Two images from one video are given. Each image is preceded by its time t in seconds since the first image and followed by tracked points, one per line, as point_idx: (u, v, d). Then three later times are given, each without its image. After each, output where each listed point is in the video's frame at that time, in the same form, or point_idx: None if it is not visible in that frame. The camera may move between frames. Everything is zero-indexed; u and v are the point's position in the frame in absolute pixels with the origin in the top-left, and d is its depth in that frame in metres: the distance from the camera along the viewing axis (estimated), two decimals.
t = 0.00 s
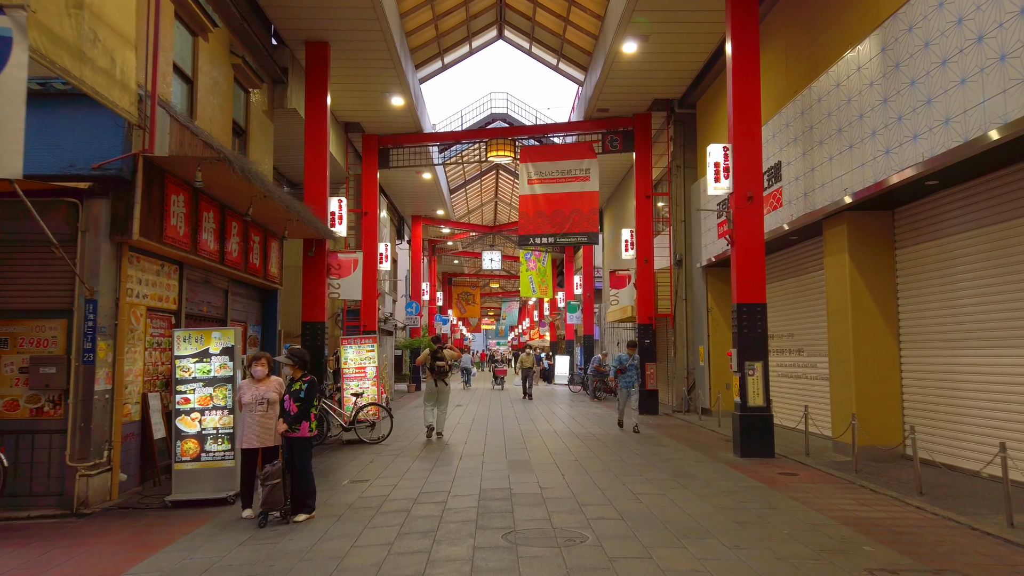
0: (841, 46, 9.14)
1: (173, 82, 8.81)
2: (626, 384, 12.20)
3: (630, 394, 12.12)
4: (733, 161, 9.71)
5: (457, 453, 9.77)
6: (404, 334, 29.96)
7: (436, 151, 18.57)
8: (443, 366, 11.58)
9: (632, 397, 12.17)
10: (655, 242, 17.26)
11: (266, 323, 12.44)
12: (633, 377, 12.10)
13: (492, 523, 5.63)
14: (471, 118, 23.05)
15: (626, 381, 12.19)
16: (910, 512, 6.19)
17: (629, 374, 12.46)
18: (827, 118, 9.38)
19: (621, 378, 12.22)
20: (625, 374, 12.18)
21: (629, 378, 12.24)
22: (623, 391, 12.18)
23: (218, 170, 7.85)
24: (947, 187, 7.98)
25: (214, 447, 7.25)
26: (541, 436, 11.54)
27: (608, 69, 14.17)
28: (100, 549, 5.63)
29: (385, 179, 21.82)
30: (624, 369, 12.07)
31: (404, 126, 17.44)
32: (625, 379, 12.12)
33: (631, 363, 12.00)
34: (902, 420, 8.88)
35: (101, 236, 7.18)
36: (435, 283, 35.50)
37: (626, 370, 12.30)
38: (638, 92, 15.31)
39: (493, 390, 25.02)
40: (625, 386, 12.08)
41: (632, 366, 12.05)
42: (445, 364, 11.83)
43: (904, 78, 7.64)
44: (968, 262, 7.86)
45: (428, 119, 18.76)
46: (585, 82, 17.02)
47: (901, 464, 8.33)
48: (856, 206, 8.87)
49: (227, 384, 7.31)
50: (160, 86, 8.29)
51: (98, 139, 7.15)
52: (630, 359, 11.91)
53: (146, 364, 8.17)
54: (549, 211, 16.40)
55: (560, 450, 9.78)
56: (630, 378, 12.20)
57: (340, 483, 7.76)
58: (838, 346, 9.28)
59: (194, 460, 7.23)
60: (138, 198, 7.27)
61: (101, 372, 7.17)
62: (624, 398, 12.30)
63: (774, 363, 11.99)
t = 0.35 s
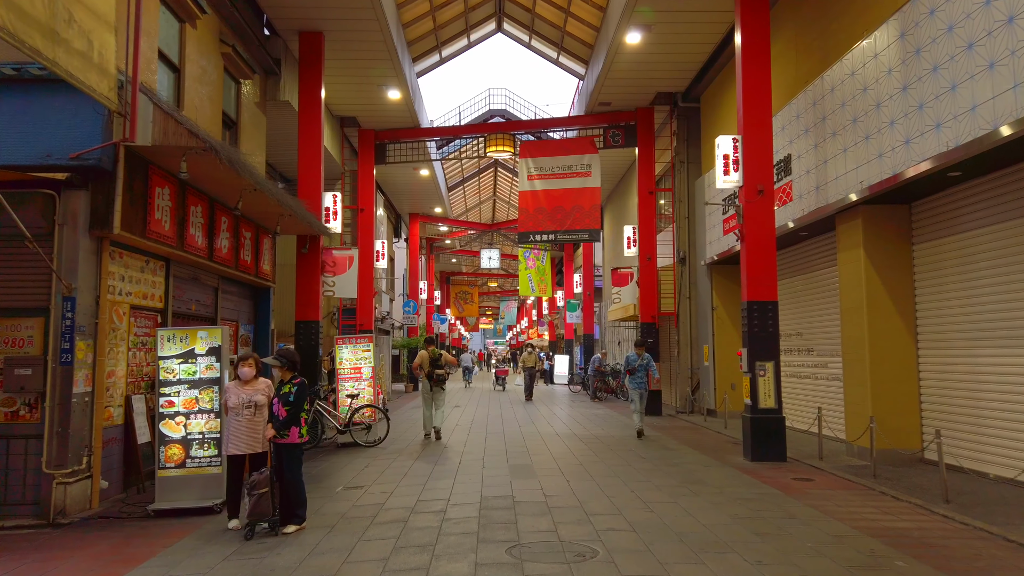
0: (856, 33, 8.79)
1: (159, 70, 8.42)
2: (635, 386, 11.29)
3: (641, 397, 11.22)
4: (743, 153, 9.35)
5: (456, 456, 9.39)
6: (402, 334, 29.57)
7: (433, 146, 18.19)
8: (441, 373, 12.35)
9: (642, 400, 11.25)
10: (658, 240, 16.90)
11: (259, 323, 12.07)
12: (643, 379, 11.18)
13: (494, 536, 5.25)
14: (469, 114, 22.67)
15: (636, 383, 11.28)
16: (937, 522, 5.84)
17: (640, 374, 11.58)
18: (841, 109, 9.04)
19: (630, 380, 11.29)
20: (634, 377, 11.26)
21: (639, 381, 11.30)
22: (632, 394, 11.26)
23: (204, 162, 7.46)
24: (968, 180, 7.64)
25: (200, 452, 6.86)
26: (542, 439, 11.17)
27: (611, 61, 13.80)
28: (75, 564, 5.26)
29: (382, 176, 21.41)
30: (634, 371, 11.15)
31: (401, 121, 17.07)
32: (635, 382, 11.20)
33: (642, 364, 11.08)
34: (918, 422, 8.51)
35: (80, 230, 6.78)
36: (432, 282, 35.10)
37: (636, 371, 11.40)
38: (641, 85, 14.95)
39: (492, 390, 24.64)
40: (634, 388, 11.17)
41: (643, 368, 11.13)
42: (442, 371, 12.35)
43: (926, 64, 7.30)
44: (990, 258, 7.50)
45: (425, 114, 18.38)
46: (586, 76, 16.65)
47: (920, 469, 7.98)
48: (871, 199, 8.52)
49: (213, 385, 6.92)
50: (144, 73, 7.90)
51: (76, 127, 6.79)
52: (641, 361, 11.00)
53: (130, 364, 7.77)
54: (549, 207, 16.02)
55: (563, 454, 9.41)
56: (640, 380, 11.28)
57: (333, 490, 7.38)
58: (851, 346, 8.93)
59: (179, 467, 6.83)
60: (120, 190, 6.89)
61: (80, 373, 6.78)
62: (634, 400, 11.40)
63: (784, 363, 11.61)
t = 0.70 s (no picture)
0: (875, 21, 8.44)
1: (146, 56, 8.03)
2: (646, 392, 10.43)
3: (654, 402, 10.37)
4: (757, 146, 8.99)
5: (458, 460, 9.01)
6: (400, 334, 29.17)
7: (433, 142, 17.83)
8: (436, 374, 12.10)
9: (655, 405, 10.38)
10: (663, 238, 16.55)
11: (253, 323, 11.70)
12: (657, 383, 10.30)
13: (501, 552, 4.87)
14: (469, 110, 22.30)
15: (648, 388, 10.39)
16: (973, 534, 5.49)
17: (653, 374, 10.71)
18: (859, 99, 8.68)
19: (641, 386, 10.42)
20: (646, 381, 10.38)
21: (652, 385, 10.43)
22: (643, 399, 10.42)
23: (192, 152, 7.07)
24: (995, 173, 7.30)
25: (189, 458, 6.49)
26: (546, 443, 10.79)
27: (616, 54, 13.45)
28: None
29: (380, 172, 21.03)
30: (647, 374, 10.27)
31: (400, 116, 16.69)
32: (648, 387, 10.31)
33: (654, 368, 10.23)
34: (940, 426, 8.16)
35: (61, 223, 6.41)
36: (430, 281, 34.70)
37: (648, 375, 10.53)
38: (647, 79, 14.60)
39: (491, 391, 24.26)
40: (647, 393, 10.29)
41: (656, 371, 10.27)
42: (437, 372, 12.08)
43: (953, 50, 6.94)
44: (1019, 254, 7.13)
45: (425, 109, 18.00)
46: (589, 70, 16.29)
47: (944, 476, 7.63)
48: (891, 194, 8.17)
49: (203, 388, 6.55)
50: (131, 60, 7.52)
51: (54, 114, 6.41)
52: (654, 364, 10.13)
53: (116, 365, 7.39)
54: (551, 204, 15.66)
55: (569, 458, 9.04)
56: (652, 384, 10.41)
57: (330, 498, 7.00)
58: (869, 347, 8.58)
59: (166, 474, 6.47)
60: (103, 181, 6.51)
61: (62, 375, 6.39)
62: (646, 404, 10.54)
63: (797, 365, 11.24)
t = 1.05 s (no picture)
0: (891, 6, 8.12)
1: (131, 41, 7.68)
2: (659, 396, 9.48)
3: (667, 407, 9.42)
4: (768, 137, 8.65)
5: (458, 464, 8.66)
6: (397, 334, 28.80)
7: (431, 138, 17.48)
8: (438, 373, 11.74)
9: (669, 411, 9.43)
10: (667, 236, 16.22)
11: (245, 322, 11.35)
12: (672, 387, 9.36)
13: (504, 564, 4.53)
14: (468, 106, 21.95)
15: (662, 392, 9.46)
16: (1006, 544, 5.16)
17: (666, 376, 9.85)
18: (875, 88, 8.35)
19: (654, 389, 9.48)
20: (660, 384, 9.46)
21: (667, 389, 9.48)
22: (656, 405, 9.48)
23: (177, 140, 6.72)
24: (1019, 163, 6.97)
25: (172, 463, 6.14)
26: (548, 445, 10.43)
27: (619, 46, 13.11)
28: None
29: (377, 169, 20.68)
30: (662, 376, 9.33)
31: (398, 110, 16.34)
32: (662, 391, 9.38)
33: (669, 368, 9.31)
34: (959, 428, 7.82)
35: (37, 214, 6.06)
36: (428, 280, 34.35)
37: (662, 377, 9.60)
38: (650, 72, 14.27)
39: (490, 392, 23.90)
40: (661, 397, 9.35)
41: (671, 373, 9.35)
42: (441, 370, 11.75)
43: (977, 34, 6.62)
44: None
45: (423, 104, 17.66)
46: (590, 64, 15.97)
47: (965, 480, 7.30)
48: (908, 186, 7.85)
49: (187, 388, 6.19)
50: (114, 45, 7.17)
51: (25, 98, 6.05)
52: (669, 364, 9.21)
53: (97, 365, 7.03)
54: (552, 201, 15.32)
55: (573, 462, 8.69)
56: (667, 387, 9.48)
57: (322, 505, 6.65)
58: (886, 345, 8.25)
59: (148, 479, 6.11)
60: (82, 169, 6.16)
61: (37, 375, 6.02)
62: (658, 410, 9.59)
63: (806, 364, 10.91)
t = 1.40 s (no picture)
0: None
1: (113, 27, 7.29)
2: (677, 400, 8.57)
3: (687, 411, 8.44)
4: (779, 129, 8.30)
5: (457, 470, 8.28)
6: (394, 334, 28.41)
7: (428, 134, 17.11)
8: (433, 376, 11.60)
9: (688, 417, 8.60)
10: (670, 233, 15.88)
11: (236, 322, 10.97)
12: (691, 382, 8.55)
13: None
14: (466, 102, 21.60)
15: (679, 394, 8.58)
16: None
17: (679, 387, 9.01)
18: (892, 78, 8.01)
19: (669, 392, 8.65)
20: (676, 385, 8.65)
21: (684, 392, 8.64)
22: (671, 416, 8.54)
23: (159, 129, 6.35)
24: None
25: (154, 473, 5.76)
26: (550, 449, 10.07)
27: (622, 38, 12.76)
28: None
29: (374, 166, 20.30)
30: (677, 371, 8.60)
31: (394, 105, 15.97)
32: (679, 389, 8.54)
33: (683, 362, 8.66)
34: (982, 432, 7.48)
35: (9, 208, 5.67)
36: (426, 279, 33.95)
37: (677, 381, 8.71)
38: (653, 66, 13.93)
39: (488, 392, 23.54)
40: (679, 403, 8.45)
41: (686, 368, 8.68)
42: (434, 374, 11.62)
43: (1005, 18, 6.28)
44: None
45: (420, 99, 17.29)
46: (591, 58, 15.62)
47: (990, 487, 6.96)
48: (928, 179, 7.50)
49: (169, 392, 5.81)
50: (94, 30, 6.80)
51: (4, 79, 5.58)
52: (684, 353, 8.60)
53: (75, 368, 6.63)
54: (552, 197, 14.95)
55: (577, 467, 8.33)
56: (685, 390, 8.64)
57: (313, 516, 6.26)
58: (904, 345, 7.90)
59: (127, 490, 5.73)
60: (57, 160, 5.77)
61: (8, 379, 5.63)
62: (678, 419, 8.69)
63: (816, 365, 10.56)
